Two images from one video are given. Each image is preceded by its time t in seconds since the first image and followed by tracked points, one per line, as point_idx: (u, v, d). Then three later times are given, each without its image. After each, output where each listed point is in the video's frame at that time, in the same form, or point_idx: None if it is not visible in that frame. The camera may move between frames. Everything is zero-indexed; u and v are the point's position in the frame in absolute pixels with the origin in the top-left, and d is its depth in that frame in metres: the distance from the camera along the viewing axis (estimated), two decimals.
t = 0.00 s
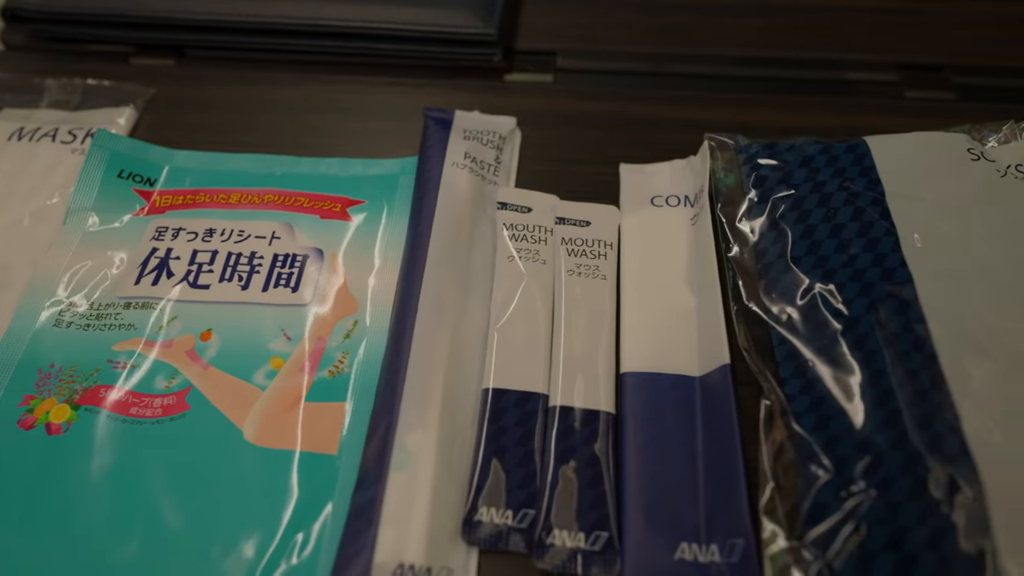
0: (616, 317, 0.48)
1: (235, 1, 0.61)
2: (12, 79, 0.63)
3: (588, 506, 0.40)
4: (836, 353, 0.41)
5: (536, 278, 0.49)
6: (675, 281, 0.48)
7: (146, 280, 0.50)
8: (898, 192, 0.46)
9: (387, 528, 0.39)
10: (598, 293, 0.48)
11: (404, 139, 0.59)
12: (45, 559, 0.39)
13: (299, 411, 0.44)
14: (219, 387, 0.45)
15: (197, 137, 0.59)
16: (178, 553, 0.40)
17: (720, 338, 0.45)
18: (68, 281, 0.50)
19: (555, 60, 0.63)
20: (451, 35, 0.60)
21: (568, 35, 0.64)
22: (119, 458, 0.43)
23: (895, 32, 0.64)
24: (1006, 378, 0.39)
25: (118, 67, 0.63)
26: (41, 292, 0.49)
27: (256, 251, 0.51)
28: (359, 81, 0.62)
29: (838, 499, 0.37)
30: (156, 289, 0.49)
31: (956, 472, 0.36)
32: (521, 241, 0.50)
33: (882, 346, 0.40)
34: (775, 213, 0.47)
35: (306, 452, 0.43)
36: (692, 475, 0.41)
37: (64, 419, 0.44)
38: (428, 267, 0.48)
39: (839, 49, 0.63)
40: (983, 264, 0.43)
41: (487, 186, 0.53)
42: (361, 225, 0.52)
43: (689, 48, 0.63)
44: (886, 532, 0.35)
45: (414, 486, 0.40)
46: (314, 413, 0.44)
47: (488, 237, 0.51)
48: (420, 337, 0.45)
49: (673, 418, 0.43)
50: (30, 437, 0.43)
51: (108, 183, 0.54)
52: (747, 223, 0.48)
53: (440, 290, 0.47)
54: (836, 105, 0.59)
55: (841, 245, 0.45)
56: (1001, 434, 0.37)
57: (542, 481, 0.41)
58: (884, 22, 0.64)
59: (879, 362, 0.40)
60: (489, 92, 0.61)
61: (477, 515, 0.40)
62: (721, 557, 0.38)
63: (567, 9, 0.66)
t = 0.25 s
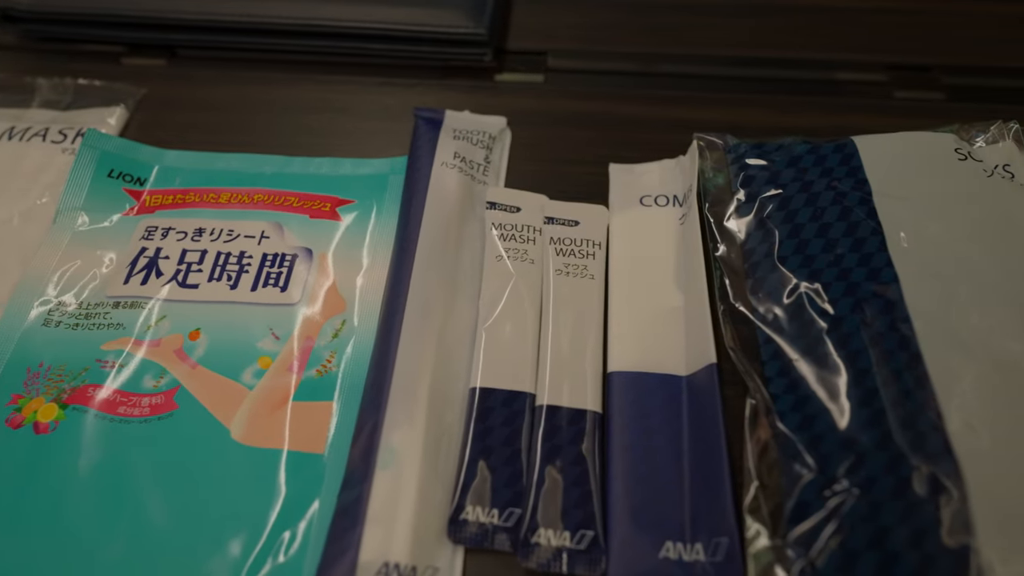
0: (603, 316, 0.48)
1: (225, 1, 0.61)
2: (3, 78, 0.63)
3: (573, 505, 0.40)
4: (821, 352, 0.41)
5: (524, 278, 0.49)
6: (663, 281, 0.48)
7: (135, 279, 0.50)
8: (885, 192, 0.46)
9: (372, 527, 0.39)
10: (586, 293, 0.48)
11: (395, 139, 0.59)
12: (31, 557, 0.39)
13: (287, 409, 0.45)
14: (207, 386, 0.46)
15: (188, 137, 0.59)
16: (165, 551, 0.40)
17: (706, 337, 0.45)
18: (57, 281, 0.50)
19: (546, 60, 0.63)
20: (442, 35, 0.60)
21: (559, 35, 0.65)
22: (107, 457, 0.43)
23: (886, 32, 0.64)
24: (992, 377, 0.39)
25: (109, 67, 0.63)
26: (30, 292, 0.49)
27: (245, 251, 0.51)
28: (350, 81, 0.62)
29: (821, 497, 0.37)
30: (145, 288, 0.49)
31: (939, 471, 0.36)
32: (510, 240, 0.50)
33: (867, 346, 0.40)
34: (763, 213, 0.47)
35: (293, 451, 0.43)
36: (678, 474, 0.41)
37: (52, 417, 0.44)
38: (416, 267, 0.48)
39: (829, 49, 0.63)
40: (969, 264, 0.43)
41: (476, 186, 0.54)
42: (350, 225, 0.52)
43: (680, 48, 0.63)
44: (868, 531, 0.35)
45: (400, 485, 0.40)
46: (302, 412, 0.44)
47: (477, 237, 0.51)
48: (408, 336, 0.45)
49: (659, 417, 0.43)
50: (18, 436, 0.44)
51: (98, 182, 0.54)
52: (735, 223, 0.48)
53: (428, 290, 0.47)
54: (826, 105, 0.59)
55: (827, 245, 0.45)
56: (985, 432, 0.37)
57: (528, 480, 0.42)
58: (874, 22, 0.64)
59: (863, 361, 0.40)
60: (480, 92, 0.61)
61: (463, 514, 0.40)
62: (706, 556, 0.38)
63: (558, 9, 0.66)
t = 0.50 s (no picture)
0: (591, 316, 0.48)
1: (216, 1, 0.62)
2: None
3: (559, 503, 0.41)
4: (806, 352, 0.41)
5: (512, 278, 0.49)
6: (651, 281, 0.48)
7: (124, 279, 0.50)
8: (872, 192, 0.46)
9: (357, 525, 0.39)
10: (574, 292, 0.48)
11: (385, 139, 0.59)
12: (18, 555, 0.39)
13: (275, 408, 0.45)
14: (195, 385, 0.46)
15: (178, 137, 0.59)
16: (151, 549, 0.40)
17: (693, 337, 0.45)
18: (46, 280, 0.50)
19: (537, 60, 0.63)
20: (432, 35, 0.60)
21: (551, 35, 0.65)
22: (94, 455, 0.43)
23: (877, 33, 0.64)
24: (976, 376, 0.39)
25: (101, 67, 0.64)
26: (19, 291, 0.49)
27: (234, 250, 0.51)
28: (341, 81, 0.62)
29: (805, 496, 0.37)
30: (134, 287, 0.49)
31: (922, 469, 0.36)
32: (498, 240, 0.51)
33: (851, 345, 0.40)
34: (750, 213, 0.47)
35: (281, 450, 0.43)
36: (663, 474, 0.41)
37: (40, 416, 0.44)
38: (404, 266, 0.48)
39: (819, 49, 0.63)
40: (956, 263, 0.43)
41: (465, 186, 0.54)
42: (339, 225, 0.52)
43: (670, 48, 0.63)
44: (850, 530, 0.35)
45: (385, 484, 0.40)
46: (289, 411, 0.45)
47: (466, 237, 0.51)
48: (395, 336, 0.45)
49: (646, 416, 0.43)
50: (6, 435, 0.44)
51: (87, 182, 0.54)
52: (722, 223, 0.48)
53: (416, 289, 0.47)
54: (815, 105, 0.59)
55: (814, 245, 0.45)
56: (968, 432, 0.37)
57: (514, 479, 0.42)
58: (864, 22, 0.64)
59: (848, 361, 0.40)
60: (470, 92, 0.61)
61: (448, 513, 0.40)
62: (690, 554, 0.38)
63: (550, 9, 0.66)
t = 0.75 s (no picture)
0: (579, 316, 0.48)
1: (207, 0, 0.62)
2: None
3: (544, 502, 0.41)
4: (791, 351, 0.41)
5: (500, 277, 0.49)
6: (638, 281, 0.48)
7: (113, 278, 0.50)
8: (858, 192, 0.46)
9: (342, 523, 0.39)
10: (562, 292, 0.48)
11: (375, 139, 0.59)
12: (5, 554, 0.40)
13: (262, 408, 0.45)
14: (183, 385, 0.46)
15: (169, 137, 0.59)
16: (138, 547, 0.40)
17: (679, 337, 0.45)
18: (35, 279, 0.50)
19: (527, 60, 0.63)
20: (422, 35, 0.60)
21: (542, 35, 0.65)
22: (82, 455, 0.43)
23: (867, 32, 0.64)
24: (961, 375, 0.39)
25: (92, 67, 0.64)
26: (8, 291, 0.49)
27: (223, 250, 0.51)
28: (332, 81, 0.62)
29: (787, 494, 0.37)
30: (123, 287, 0.50)
31: (904, 468, 0.36)
32: (486, 240, 0.51)
33: (836, 344, 0.41)
34: (737, 213, 0.48)
35: (268, 449, 0.43)
36: (648, 473, 0.41)
37: (28, 416, 0.44)
38: (392, 266, 0.48)
39: (809, 49, 0.63)
40: (942, 262, 0.43)
41: (454, 186, 0.54)
42: (328, 225, 0.52)
43: (661, 48, 0.64)
44: (832, 529, 0.36)
45: (371, 483, 0.40)
46: (277, 411, 0.45)
47: (455, 237, 0.51)
48: (382, 336, 0.45)
49: (631, 416, 0.43)
50: None
51: (77, 182, 0.54)
52: (709, 223, 0.48)
53: (404, 289, 0.47)
54: (804, 105, 0.60)
55: (800, 244, 0.45)
56: (951, 430, 0.37)
57: (500, 478, 0.42)
58: (854, 22, 0.65)
59: (832, 360, 0.40)
60: (460, 92, 0.61)
61: (434, 512, 0.40)
62: (674, 553, 0.38)
63: (541, 9, 0.66)
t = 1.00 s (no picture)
0: (566, 316, 0.48)
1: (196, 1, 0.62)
2: None
3: (529, 501, 0.41)
4: (775, 351, 0.41)
5: (487, 277, 0.49)
6: (625, 281, 0.48)
7: (101, 278, 0.50)
8: (844, 192, 0.47)
9: (327, 523, 0.39)
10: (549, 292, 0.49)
11: (364, 139, 0.59)
12: None
13: (249, 408, 0.45)
14: (170, 385, 0.46)
15: (159, 137, 0.59)
16: (124, 547, 0.40)
17: (665, 336, 0.45)
18: (24, 279, 0.50)
19: (517, 60, 0.63)
20: (411, 35, 0.60)
21: (531, 35, 0.65)
22: (69, 454, 0.43)
23: (857, 32, 0.64)
24: (944, 374, 0.39)
25: (82, 67, 0.64)
26: None
27: (211, 250, 0.51)
28: (322, 81, 0.63)
29: (770, 493, 0.37)
30: (111, 287, 0.50)
31: (886, 466, 0.36)
32: (474, 240, 0.51)
33: (820, 344, 0.41)
34: (724, 212, 0.48)
35: (254, 449, 0.43)
36: (633, 472, 0.41)
37: (15, 415, 0.45)
38: (379, 266, 0.48)
39: (799, 49, 0.63)
40: (927, 262, 0.43)
41: (442, 186, 0.54)
42: (316, 224, 0.52)
43: (650, 48, 0.64)
44: (814, 528, 0.36)
45: (356, 482, 0.40)
46: (264, 410, 0.45)
47: (443, 237, 0.52)
48: (368, 336, 0.45)
49: (617, 415, 0.43)
50: None
51: (66, 182, 0.54)
52: (695, 223, 0.49)
53: (391, 289, 0.47)
54: (793, 105, 0.60)
55: (786, 244, 0.45)
56: (933, 430, 0.37)
57: (486, 477, 0.42)
58: (844, 22, 0.65)
59: (816, 359, 0.40)
60: (450, 93, 0.62)
61: (419, 511, 0.40)
62: (658, 552, 0.38)
63: (532, 9, 0.67)
